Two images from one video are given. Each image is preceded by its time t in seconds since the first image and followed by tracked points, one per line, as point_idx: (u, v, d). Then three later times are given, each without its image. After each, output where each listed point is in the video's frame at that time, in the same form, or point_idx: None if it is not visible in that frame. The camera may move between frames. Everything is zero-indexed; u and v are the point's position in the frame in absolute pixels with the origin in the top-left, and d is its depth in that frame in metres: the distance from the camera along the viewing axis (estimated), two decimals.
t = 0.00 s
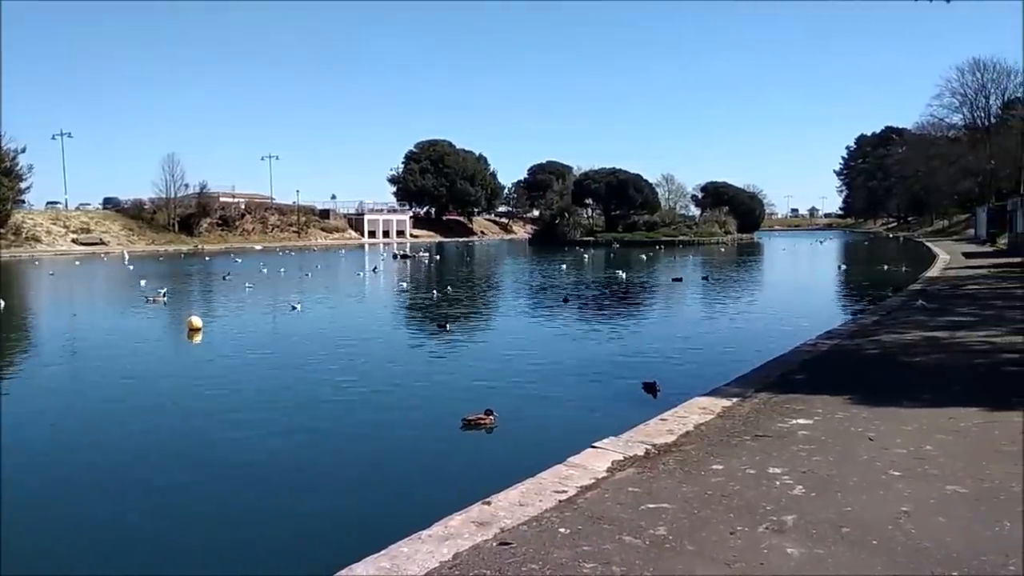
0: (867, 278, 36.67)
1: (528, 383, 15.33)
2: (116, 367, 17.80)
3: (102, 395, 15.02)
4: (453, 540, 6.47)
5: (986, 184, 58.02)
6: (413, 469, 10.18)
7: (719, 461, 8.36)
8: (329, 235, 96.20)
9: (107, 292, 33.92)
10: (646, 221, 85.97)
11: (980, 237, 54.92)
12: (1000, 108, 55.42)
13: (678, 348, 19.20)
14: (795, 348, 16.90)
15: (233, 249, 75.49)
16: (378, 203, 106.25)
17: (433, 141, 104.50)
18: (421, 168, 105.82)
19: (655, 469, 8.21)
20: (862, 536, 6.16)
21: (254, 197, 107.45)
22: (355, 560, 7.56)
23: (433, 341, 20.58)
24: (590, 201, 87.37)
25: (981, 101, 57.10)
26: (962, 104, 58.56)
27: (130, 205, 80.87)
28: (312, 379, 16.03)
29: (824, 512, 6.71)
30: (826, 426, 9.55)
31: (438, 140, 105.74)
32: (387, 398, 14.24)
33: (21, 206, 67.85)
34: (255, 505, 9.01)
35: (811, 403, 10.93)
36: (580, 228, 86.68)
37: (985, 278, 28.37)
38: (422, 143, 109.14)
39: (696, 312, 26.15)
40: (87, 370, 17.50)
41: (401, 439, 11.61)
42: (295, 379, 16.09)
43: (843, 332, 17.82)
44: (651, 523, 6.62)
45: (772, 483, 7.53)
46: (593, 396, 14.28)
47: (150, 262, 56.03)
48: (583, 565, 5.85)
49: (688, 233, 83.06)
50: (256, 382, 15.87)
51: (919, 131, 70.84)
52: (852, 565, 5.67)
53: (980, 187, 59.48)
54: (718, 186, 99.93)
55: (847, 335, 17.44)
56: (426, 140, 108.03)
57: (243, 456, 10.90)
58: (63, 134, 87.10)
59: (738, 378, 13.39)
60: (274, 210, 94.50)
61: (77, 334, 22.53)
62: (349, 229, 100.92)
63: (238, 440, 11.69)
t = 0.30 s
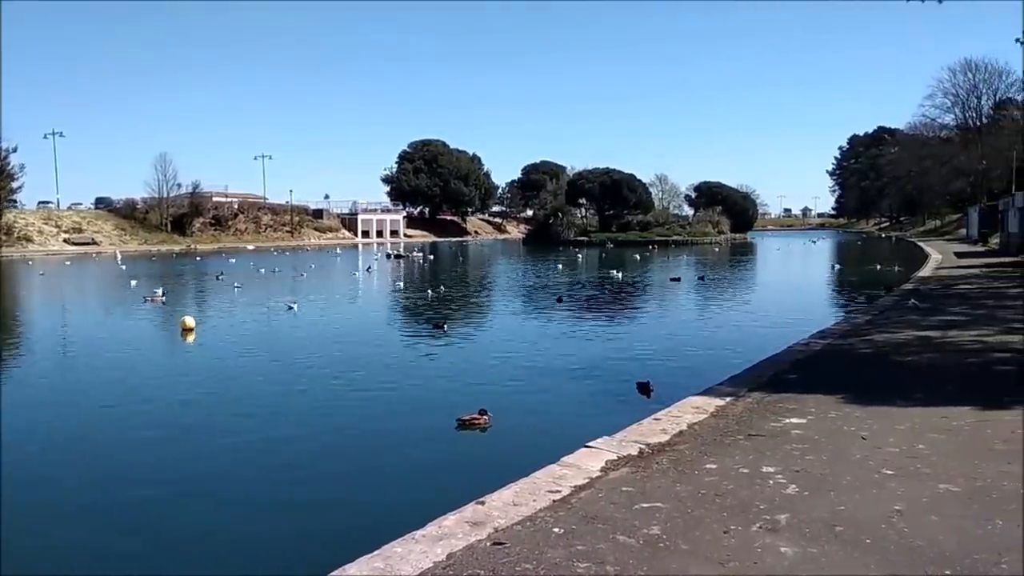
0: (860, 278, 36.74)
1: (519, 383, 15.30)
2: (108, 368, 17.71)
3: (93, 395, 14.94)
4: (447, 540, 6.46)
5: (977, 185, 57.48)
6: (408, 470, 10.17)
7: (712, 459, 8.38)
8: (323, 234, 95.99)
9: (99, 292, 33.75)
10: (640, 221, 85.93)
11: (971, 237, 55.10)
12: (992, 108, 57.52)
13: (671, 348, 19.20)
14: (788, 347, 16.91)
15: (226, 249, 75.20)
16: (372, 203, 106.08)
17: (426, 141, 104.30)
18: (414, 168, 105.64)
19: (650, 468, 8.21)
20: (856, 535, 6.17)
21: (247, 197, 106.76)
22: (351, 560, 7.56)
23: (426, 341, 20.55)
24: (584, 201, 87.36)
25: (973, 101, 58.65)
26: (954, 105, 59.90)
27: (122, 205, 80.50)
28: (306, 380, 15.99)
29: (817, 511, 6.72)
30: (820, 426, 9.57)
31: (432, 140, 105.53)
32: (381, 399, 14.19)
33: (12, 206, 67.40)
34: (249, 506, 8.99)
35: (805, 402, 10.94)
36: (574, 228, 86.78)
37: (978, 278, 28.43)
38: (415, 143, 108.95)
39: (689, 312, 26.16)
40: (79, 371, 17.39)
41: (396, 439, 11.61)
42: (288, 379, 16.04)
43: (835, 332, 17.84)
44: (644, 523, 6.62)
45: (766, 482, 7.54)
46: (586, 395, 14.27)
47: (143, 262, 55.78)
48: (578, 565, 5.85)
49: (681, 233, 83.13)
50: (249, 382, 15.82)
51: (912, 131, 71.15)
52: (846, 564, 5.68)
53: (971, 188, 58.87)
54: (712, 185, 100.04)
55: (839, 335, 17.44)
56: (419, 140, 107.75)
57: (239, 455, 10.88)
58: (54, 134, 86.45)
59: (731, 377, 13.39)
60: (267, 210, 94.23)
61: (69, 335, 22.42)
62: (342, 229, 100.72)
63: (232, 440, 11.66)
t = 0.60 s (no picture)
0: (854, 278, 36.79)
1: (514, 384, 15.27)
2: (102, 368, 17.66)
3: (86, 395, 14.89)
4: (443, 541, 6.45)
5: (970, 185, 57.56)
6: (404, 470, 10.16)
7: (708, 459, 8.39)
8: (318, 235, 95.87)
9: (93, 292, 33.64)
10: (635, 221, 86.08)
11: (965, 237, 55.25)
12: (985, 108, 58.03)
13: (667, 348, 19.19)
14: (784, 347, 16.91)
15: (221, 249, 75.04)
16: (367, 203, 105.94)
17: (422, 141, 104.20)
18: (410, 167, 105.51)
19: (645, 468, 8.21)
20: (851, 534, 6.18)
21: (242, 197, 106.59)
22: (348, 560, 7.54)
23: (423, 341, 20.54)
24: (580, 201, 87.47)
25: (967, 101, 59.44)
26: (948, 105, 60.68)
27: (117, 205, 80.25)
28: (300, 380, 15.94)
29: (812, 510, 6.73)
30: (815, 425, 9.58)
31: (428, 140, 105.43)
32: (376, 398, 14.18)
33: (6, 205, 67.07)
34: (243, 506, 8.96)
35: (800, 402, 10.94)
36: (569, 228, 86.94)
37: (972, 279, 28.55)
38: (411, 142, 108.80)
39: (685, 312, 26.18)
40: (73, 372, 17.34)
41: (393, 439, 11.60)
42: (283, 380, 15.99)
43: (830, 332, 17.85)
44: (640, 523, 6.62)
45: (762, 482, 7.54)
46: (581, 395, 14.26)
47: (137, 262, 55.61)
48: (573, 565, 5.84)
49: (677, 233, 83.25)
50: (243, 382, 15.77)
51: (906, 131, 71.35)
52: (840, 564, 5.69)
53: (965, 188, 58.85)
54: (707, 185, 100.30)
55: (834, 335, 17.43)
56: (415, 140, 107.64)
57: (234, 456, 10.84)
58: (49, 133, 86.03)
59: (727, 377, 13.39)
60: (263, 209, 94.06)
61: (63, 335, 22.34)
62: (338, 229, 100.59)
63: (228, 440, 11.63)
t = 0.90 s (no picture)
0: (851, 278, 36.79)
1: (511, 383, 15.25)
2: (98, 368, 17.64)
3: (82, 395, 14.87)
4: (440, 541, 6.45)
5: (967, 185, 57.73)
6: (402, 470, 10.13)
7: (705, 459, 8.39)
8: (315, 234, 95.80)
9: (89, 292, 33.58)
10: (633, 220, 86.04)
11: (962, 237, 55.34)
12: (982, 108, 58.15)
13: (664, 348, 19.17)
14: (781, 347, 16.90)
15: (217, 249, 74.90)
16: (365, 203, 105.86)
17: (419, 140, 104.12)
18: (407, 167, 105.42)
19: (642, 468, 8.21)
20: (848, 534, 6.19)
21: (239, 197, 106.46)
22: (345, 560, 7.53)
23: (419, 341, 20.50)
24: (577, 201, 87.56)
25: (963, 102, 59.60)
26: (944, 105, 60.78)
27: (113, 205, 80.13)
28: (296, 380, 15.91)
29: (810, 510, 6.73)
30: (812, 425, 9.58)
31: (425, 140, 105.36)
32: (372, 398, 14.15)
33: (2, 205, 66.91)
34: (239, 506, 8.94)
35: (797, 402, 10.94)
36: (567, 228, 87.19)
37: (969, 278, 28.55)
38: (408, 142, 108.73)
39: (682, 312, 26.16)
40: (69, 371, 17.31)
41: (389, 439, 11.58)
42: (279, 380, 15.96)
43: (827, 332, 17.85)
44: (637, 522, 6.62)
45: (759, 482, 7.54)
46: (578, 395, 14.25)
47: (134, 262, 55.51)
48: (570, 564, 5.84)
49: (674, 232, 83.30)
50: (240, 383, 15.75)
51: (903, 131, 71.44)
52: (838, 563, 5.69)
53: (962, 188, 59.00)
54: (705, 186, 100.53)
55: (831, 334, 17.43)
56: (412, 140, 107.58)
57: (230, 457, 10.81)
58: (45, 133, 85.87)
59: (724, 377, 13.38)
60: (259, 209, 93.98)
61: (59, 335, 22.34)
62: (335, 229, 100.50)
63: (225, 440, 11.63)
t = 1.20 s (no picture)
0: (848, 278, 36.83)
1: (509, 384, 15.29)
2: (96, 369, 17.63)
3: (79, 396, 14.86)
4: (439, 541, 6.45)
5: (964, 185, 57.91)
6: (399, 470, 10.13)
7: (702, 459, 8.41)
8: (312, 235, 95.75)
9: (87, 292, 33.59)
10: (630, 221, 85.81)
11: (958, 237, 55.49)
12: (978, 109, 58.23)
13: (661, 348, 19.23)
14: (777, 347, 16.94)
15: (214, 249, 74.81)
16: (362, 203, 105.81)
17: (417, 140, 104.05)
18: (405, 167, 105.36)
19: (640, 468, 8.23)
20: (846, 534, 6.20)
21: (236, 197, 106.40)
22: (344, 559, 7.54)
23: (416, 342, 20.57)
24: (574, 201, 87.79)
25: (960, 102, 59.68)
26: (941, 105, 60.84)
27: (110, 205, 79.99)
28: (293, 381, 15.89)
29: (807, 510, 6.75)
30: (809, 425, 9.60)
31: (422, 140, 105.30)
32: (370, 399, 14.14)
33: None
34: (237, 507, 8.93)
35: (794, 402, 10.96)
36: (565, 228, 87.46)
37: (966, 279, 28.59)
38: (406, 142, 108.69)
39: (679, 312, 26.24)
40: (67, 372, 17.31)
41: (387, 439, 11.58)
42: (276, 380, 15.96)
43: (824, 332, 17.88)
44: (635, 522, 6.63)
45: (756, 482, 7.55)
46: (576, 396, 14.27)
47: (131, 262, 55.46)
48: (569, 565, 5.85)
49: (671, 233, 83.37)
50: (238, 383, 15.74)
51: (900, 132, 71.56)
52: (834, 562, 5.71)
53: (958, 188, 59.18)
54: (701, 186, 100.79)
55: (828, 335, 17.47)
56: (410, 140, 107.54)
57: (227, 458, 10.80)
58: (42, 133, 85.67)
59: (722, 377, 13.40)
60: (257, 210, 93.93)
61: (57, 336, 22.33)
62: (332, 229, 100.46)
63: (224, 440, 11.65)
